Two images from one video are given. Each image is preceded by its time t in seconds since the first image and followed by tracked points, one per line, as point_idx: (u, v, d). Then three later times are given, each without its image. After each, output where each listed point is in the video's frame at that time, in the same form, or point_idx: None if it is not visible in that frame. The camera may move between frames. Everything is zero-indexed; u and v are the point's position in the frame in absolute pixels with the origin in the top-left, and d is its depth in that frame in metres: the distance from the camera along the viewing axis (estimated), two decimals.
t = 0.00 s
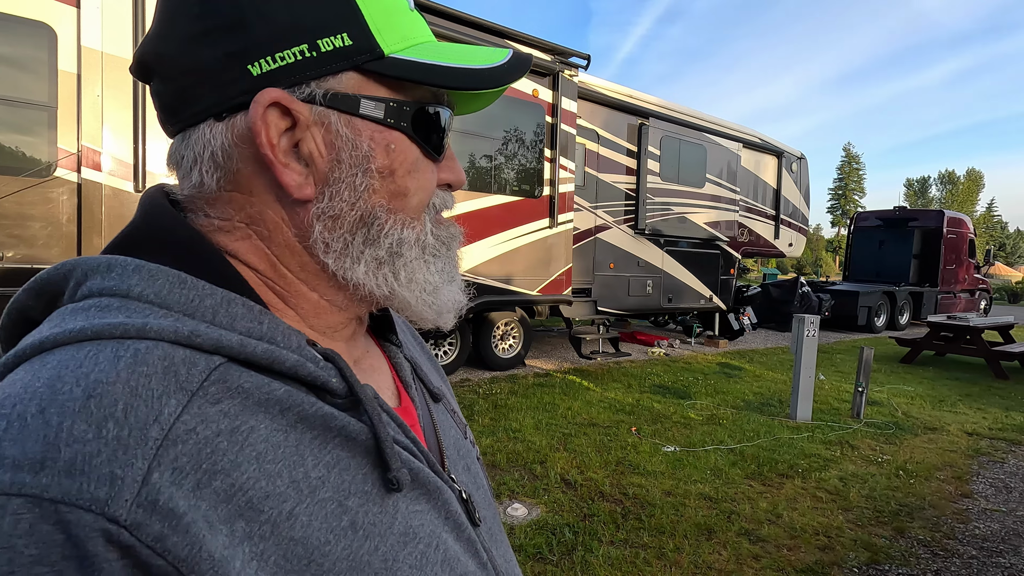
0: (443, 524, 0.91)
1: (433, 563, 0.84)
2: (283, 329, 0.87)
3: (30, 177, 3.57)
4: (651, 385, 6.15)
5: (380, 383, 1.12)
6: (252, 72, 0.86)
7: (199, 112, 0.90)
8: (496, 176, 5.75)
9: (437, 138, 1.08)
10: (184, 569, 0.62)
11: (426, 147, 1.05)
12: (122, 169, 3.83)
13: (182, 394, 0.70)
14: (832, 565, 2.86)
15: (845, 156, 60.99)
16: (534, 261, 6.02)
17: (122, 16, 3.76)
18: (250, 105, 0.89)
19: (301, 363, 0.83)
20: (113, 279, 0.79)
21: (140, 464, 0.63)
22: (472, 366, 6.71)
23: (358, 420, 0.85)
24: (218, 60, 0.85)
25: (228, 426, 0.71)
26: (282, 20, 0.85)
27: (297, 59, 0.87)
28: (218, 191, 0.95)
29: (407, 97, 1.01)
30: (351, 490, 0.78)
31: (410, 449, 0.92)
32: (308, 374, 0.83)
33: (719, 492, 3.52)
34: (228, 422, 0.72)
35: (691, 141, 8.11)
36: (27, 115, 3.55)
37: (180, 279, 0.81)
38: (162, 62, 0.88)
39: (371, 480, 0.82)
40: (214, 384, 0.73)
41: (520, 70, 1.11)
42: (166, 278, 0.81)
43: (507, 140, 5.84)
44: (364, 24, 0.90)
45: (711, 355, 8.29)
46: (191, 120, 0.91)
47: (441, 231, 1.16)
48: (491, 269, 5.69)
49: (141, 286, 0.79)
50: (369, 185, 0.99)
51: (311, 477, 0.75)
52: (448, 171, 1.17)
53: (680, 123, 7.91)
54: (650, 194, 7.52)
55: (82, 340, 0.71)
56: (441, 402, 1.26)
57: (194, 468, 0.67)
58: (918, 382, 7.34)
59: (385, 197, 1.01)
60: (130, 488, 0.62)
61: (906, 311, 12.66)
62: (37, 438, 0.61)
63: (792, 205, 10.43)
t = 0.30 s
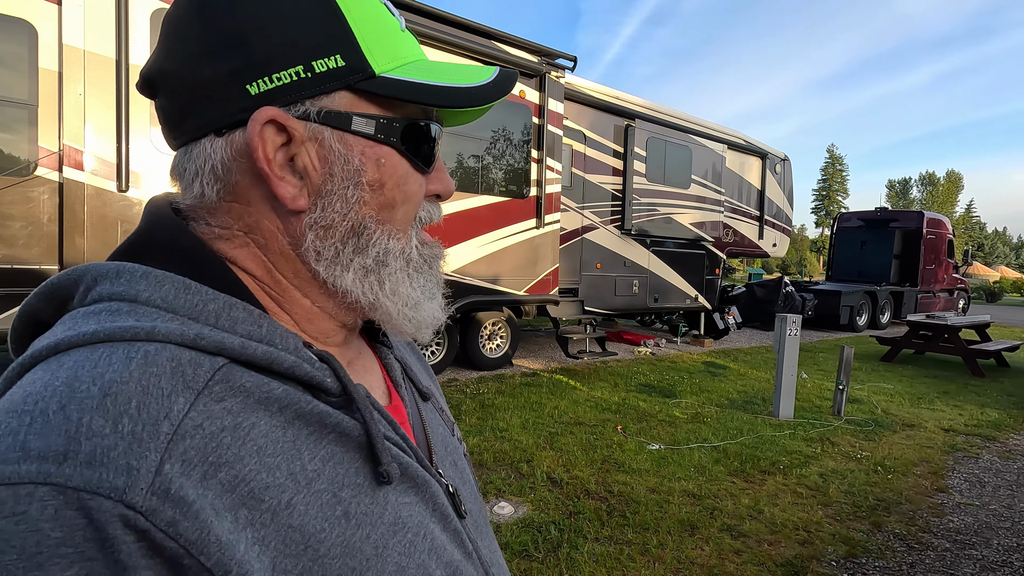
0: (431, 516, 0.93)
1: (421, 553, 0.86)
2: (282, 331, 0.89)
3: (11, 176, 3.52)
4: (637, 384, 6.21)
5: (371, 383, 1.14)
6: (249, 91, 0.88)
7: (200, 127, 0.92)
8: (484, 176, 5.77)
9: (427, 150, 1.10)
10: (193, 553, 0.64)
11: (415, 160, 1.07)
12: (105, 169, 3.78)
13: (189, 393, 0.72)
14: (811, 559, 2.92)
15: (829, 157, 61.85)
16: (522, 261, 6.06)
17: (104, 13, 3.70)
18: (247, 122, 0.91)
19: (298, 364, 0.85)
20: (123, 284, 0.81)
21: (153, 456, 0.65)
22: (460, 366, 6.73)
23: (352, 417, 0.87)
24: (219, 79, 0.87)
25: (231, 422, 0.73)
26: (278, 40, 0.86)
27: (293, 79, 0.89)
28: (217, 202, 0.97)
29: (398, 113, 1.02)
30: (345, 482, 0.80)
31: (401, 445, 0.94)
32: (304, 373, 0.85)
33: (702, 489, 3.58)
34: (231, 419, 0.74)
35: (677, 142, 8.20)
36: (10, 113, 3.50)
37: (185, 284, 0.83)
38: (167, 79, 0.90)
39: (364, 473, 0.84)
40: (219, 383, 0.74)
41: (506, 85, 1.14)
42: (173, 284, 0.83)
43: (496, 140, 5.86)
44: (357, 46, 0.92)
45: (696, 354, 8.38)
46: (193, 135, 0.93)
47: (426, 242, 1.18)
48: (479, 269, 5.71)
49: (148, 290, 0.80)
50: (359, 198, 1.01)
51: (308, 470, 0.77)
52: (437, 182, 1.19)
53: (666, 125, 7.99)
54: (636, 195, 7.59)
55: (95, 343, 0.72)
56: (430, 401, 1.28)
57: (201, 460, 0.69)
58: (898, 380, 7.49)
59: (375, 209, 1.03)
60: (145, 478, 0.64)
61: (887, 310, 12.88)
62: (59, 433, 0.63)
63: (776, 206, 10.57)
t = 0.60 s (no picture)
0: (418, 505, 0.94)
1: (408, 539, 0.88)
2: (276, 326, 0.90)
3: None
4: (624, 383, 6.26)
5: (362, 377, 1.16)
6: (236, 96, 0.89)
7: (191, 130, 0.93)
8: (473, 176, 5.78)
9: (414, 151, 1.11)
10: (194, 532, 0.66)
11: (399, 160, 1.08)
12: (89, 168, 3.75)
13: (188, 382, 0.73)
14: (793, 554, 2.98)
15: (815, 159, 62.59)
16: (510, 261, 6.08)
17: (89, 11, 3.68)
18: (234, 125, 0.92)
19: (293, 358, 0.86)
20: (123, 280, 0.81)
21: (155, 440, 0.67)
22: (448, 365, 6.73)
23: (343, 409, 0.89)
24: (208, 84, 0.88)
25: (228, 412, 0.75)
26: (262, 45, 0.88)
27: (277, 83, 0.89)
28: (209, 202, 0.98)
29: (381, 115, 1.03)
30: (337, 470, 0.82)
31: (390, 436, 0.95)
32: (298, 367, 0.86)
33: (687, 486, 3.63)
34: (228, 408, 0.75)
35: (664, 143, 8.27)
36: None
37: (182, 280, 0.84)
38: (160, 86, 0.92)
39: (354, 463, 0.85)
40: (216, 374, 0.76)
41: (490, 86, 1.15)
42: (171, 280, 0.83)
43: (485, 140, 5.87)
44: (339, 50, 0.93)
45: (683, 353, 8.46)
46: (185, 137, 0.94)
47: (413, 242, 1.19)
48: (467, 269, 5.73)
49: (148, 285, 0.81)
50: (343, 198, 1.02)
51: (301, 458, 0.79)
52: (425, 182, 1.20)
53: (653, 126, 8.06)
54: (624, 196, 7.65)
55: (98, 335, 0.73)
56: (419, 396, 1.30)
57: (200, 446, 0.70)
58: (880, 378, 7.61)
59: (359, 208, 1.04)
60: (148, 462, 0.65)
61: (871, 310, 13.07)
62: (65, 418, 0.64)
63: (762, 207, 10.69)
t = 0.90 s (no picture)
0: (421, 497, 0.96)
1: (413, 529, 0.89)
2: (290, 323, 0.91)
3: None
4: (616, 382, 6.30)
5: (368, 374, 1.17)
6: (252, 103, 0.90)
7: (208, 135, 0.95)
8: (465, 176, 5.79)
9: (422, 155, 1.12)
10: (218, 516, 0.67)
11: (409, 165, 1.09)
12: (79, 166, 3.72)
13: (209, 375, 0.74)
14: (780, 549, 3.02)
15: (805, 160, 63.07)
16: (502, 261, 6.10)
17: (77, 10, 3.64)
18: (249, 131, 0.93)
19: (305, 354, 0.88)
20: (145, 277, 0.83)
21: (181, 430, 0.68)
22: (440, 365, 6.74)
23: (352, 404, 0.90)
24: (225, 92, 0.90)
25: (245, 404, 0.76)
26: (277, 55, 0.89)
27: (292, 91, 0.91)
28: (224, 204, 1.00)
29: (390, 121, 1.04)
30: (346, 461, 0.83)
31: (395, 430, 0.97)
32: (310, 363, 0.88)
33: (677, 483, 3.67)
34: (246, 401, 0.77)
35: (655, 144, 8.32)
36: None
37: (201, 278, 0.86)
38: (178, 94, 0.94)
39: (361, 455, 0.87)
40: (235, 369, 0.77)
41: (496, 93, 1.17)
42: (191, 277, 0.85)
43: (477, 140, 5.89)
44: (350, 58, 0.94)
45: (674, 353, 8.51)
46: (202, 142, 0.96)
47: (421, 244, 1.20)
48: (459, 269, 5.74)
49: (169, 283, 0.83)
50: (353, 201, 1.03)
51: (314, 449, 0.80)
52: (432, 185, 1.20)
53: (644, 127, 8.11)
54: (615, 196, 7.69)
55: (124, 330, 0.75)
56: (420, 394, 1.32)
57: (222, 436, 0.72)
58: (868, 377, 7.70)
59: (369, 211, 1.06)
60: (175, 450, 0.67)
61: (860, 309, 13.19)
62: (98, 408, 0.66)
63: (752, 208, 10.78)
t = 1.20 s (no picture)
0: (429, 489, 0.98)
1: (422, 519, 0.91)
2: (308, 321, 0.93)
3: None
4: (608, 382, 6.34)
5: (377, 371, 1.19)
6: (274, 111, 0.92)
7: (230, 141, 0.96)
8: (458, 176, 5.81)
9: (434, 160, 1.14)
10: (248, 502, 0.69)
11: (423, 170, 1.11)
12: (70, 165, 3.69)
13: (236, 370, 0.76)
14: (769, 545, 3.07)
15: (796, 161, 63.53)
16: (495, 261, 6.13)
17: (69, 8, 3.64)
18: (270, 138, 0.95)
19: (323, 350, 0.90)
20: (171, 276, 0.84)
21: (213, 421, 0.70)
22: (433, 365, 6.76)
23: (366, 400, 0.92)
24: (248, 100, 0.91)
25: (269, 398, 0.78)
26: (299, 65, 0.91)
27: (312, 101, 0.92)
28: (244, 207, 1.01)
29: (404, 130, 1.05)
30: (361, 453, 0.85)
31: (406, 424, 0.99)
32: (328, 359, 0.89)
33: (668, 481, 3.71)
34: (269, 395, 0.78)
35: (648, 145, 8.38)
36: None
37: (225, 277, 0.87)
38: (202, 101, 0.95)
39: (374, 448, 0.89)
40: (259, 364, 0.79)
41: (503, 104, 1.20)
42: (215, 277, 0.87)
43: (469, 140, 5.91)
44: (368, 69, 0.96)
45: (666, 352, 8.58)
46: (224, 148, 0.97)
47: (431, 247, 1.22)
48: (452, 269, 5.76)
49: (194, 282, 0.84)
50: (368, 206, 1.05)
51: (332, 442, 0.82)
52: (444, 190, 1.22)
53: (637, 128, 8.17)
54: (608, 196, 7.74)
55: (153, 326, 0.76)
56: (425, 391, 1.34)
57: (249, 427, 0.74)
58: (857, 376, 7.80)
59: (383, 215, 1.07)
60: (209, 439, 0.69)
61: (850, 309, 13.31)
62: (136, 399, 0.68)
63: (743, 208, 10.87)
